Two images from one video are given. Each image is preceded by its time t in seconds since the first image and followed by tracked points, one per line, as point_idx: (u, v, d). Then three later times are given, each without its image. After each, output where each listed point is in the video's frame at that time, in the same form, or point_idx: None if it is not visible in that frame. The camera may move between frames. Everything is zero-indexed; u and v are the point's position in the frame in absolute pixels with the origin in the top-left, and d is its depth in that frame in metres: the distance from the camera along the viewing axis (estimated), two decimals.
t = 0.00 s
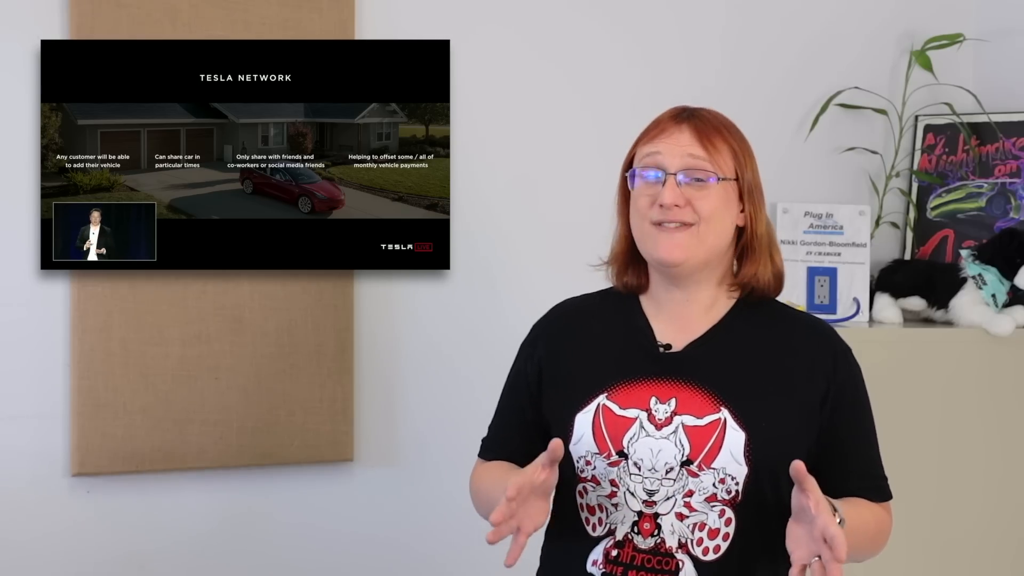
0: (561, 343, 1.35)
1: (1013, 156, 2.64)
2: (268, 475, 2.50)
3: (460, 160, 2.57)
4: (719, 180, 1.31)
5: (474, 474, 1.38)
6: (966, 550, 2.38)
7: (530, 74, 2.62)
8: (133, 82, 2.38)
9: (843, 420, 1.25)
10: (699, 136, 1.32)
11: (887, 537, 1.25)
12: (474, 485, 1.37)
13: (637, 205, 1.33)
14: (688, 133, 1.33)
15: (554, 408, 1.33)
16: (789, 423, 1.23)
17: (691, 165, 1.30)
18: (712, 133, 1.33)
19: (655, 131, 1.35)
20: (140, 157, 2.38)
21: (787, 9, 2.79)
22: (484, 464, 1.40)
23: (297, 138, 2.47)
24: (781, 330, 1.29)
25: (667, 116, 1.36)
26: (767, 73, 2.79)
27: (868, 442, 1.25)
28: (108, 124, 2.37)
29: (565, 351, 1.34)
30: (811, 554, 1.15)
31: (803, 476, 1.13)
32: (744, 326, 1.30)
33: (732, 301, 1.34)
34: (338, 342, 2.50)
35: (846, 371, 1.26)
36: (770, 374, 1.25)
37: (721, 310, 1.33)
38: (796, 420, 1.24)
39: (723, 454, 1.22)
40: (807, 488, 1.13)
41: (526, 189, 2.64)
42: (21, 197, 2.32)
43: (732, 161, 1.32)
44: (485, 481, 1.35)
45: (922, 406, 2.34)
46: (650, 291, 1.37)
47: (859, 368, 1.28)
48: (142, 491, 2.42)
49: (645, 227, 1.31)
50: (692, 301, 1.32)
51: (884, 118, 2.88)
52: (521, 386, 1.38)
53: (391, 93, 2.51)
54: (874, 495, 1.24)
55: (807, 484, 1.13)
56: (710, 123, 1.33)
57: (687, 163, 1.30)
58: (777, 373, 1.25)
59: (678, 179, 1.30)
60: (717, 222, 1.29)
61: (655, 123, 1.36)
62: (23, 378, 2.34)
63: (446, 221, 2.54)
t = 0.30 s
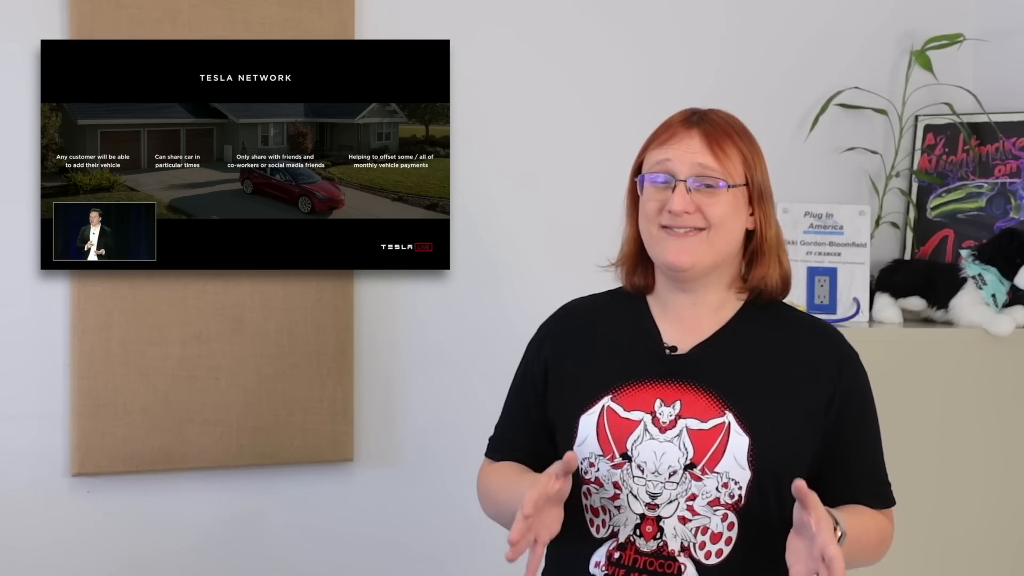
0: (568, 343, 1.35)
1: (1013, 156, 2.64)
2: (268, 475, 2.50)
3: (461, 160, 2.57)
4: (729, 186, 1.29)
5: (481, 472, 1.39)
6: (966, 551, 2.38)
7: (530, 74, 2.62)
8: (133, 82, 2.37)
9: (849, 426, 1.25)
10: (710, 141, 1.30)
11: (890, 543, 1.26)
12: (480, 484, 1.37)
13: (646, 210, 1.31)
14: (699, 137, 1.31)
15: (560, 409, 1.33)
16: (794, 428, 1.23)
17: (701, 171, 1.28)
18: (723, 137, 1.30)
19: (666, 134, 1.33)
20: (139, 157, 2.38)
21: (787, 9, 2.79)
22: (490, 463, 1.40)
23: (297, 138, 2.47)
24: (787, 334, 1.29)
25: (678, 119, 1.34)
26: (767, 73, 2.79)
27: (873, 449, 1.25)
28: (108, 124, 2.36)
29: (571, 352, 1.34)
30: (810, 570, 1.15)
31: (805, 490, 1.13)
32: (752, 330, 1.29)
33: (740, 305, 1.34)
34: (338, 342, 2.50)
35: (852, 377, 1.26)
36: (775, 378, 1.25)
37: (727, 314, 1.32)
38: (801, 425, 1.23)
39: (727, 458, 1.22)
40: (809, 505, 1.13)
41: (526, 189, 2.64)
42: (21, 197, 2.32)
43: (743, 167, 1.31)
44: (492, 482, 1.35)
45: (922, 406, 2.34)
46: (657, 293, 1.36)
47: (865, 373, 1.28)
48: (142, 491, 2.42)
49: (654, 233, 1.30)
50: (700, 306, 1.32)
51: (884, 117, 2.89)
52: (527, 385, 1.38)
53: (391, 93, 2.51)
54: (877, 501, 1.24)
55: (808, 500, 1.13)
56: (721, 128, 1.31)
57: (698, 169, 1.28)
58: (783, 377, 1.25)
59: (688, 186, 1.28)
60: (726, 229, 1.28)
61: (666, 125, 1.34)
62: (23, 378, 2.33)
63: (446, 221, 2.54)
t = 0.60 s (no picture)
0: (573, 344, 1.35)
1: (1013, 156, 2.64)
2: (268, 475, 2.50)
3: (460, 160, 2.57)
4: (739, 192, 1.29)
5: (489, 475, 1.38)
6: (965, 550, 2.38)
7: (529, 74, 2.62)
8: (133, 82, 2.37)
9: (854, 424, 1.25)
10: (719, 148, 1.29)
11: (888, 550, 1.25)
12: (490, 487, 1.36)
13: (654, 215, 1.31)
14: (707, 143, 1.30)
15: (566, 410, 1.33)
16: (799, 428, 1.23)
17: (710, 178, 1.28)
18: (731, 143, 1.30)
19: (674, 139, 1.32)
20: (140, 157, 2.38)
21: (787, 9, 2.79)
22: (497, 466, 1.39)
23: (297, 138, 2.47)
24: (792, 332, 1.29)
25: (686, 122, 1.32)
26: (767, 73, 2.79)
27: (877, 446, 1.25)
28: (108, 124, 2.36)
29: (577, 353, 1.34)
30: None
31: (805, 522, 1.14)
32: (756, 329, 1.29)
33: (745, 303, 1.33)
34: (338, 342, 2.50)
35: (857, 375, 1.26)
36: (780, 377, 1.25)
37: (730, 314, 1.32)
38: (805, 424, 1.24)
39: (732, 458, 1.22)
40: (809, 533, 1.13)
41: (526, 189, 2.63)
42: (21, 197, 2.32)
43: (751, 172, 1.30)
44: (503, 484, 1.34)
45: (922, 406, 2.33)
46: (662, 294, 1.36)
47: (870, 369, 1.28)
48: (142, 490, 2.42)
49: (662, 240, 1.29)
50: (703, 308, 1.31)
51: (884, 118, 2.89)
52: (534, 385, 1.38)
53: (391, 93, 2.51)
54: (881, 497, 1.25)
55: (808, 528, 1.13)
56: (729, 132, 1.30)
57: (706, 176, 1.28)
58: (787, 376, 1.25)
59: (697, 193, 1.28)
60: (735, 235, 1.28)
61: (673, 129, 1.33)
62: (23, 378, 2.33)
63: (446, 221, 2.54)
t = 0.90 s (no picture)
0: (574, 344, 1.35)
1: (1013, 156, 2.64)
2: (268, 475, 2.50)
3: (460, 160, 2.57)
4: (742, 191, 1.29)
5: (497, 477, 1.38)
6: (965, 551, 2.38)
7: (530, 74, 2.62)
8: (133, 82, 2.37)
9: (851, 421, 1.25)
10: (721, 146, 1.29)
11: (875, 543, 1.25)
12: (501, 489, 1.35)
13: (656, 213, 1.31)
14: (711, 142, 1.30)
15: (567, 410, 1.33)
16: (798, 425, 1.23)
17: (714, 176, 1.28)
18: (733, 141, 1.30)
19: (676, 138, 1.32)
20: (140, 157, 2.38)
21: (787, 9, 2.79)
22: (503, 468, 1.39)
23: (297, 138, 2.47)
24: (791, 329, 1.29)
25: (688, 120, 1.32)
26: (767, 73, 2.79)
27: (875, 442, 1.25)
28: (108, 124, 2.36)
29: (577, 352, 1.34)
30: None
31: (774, 533, 1.15)
32: (756, 327, 1.29)
33: (745, 301, 1.33)
34: (338, 342, 2.50)
35: (854, 370, 1.26)
36: (778, 375, 1.25)
37: (730, 312, 1.32)
38: (804, 421, 1.24)
39: (731, 457, 1.22)
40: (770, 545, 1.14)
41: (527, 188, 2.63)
42: (21, 197, 2.32)
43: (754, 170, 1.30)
44: (517, 487, 1.33)
45: (923, 406, 2.33)
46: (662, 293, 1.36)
47: (868, 365, 1.28)
48: (142, 490, 2.42)
49: (664, 238, 1.29)
50: (703, 306, 1.31)
51: (884, 118, 2.89)
52: (534, 385, 1.37)
53: (391, 93, 2.51)
54: (878, 497, 1.24)
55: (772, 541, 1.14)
56: (732, 131, 1.30)
57: (710, 175, 1.28)
58: (785, 373, 1.25)
59: (700, 191, 1.28)
60: (737, 233, 1.28)
61: (676, 128, 1.32)
62: (23, 379, 2.33)
63: (446, 221, 2.54)
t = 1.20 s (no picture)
0: (573, 343, 1.35)
1: (1013, 156, 2.64)
2: (268, 474, 2.50)
3: (460, 160, 2.57)
4: (740, 193, 1.29)
5: (495, 480, 1.37)
6: (965, 551, 2.38)
7: (530, 74, 2.62)
8: (133, 82, 2.37)
9: (849, 419, 1.25)
10: (720, 148, 1.29)
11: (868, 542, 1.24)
12: (499, 498, 1.34)
13: (654, 215, 1.30)
14: (709, 143, 1.30)
15: (564, 410, 1.33)
16: (796, 424, 1.23)
17: (712, 178, 1.28)
18: (732, 143, 1.30)
19: (674, 139, 1.31)
20: (140, 157, 2.39)
21: (787, 9, 2.79)
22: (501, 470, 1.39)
23: (297, 138, 2.47)
24: (788, 328, 1.29)
25: (686, 121, 1.32)
26: (767, 73, 2.79)
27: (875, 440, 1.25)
28: (108, 124, 2.37)
29: (574, 353, 1.34)
30: None
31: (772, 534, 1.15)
32: (753, 326, 1.29)
33: (742, 301, 1.34)
34: (338, 342, 2.50)
35: (853, 369, 1.26)
36: (776, 373, 1.25)
37: (727, 312, 1.32)
38: (802, 419, 1.24)
39: (728, 456, 1.22)
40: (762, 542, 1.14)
41: (527, 187, 2.63)
42: (21, 197, 2.32)
43: (752, 171, 1.30)
44: (517, 496, 1.33)
45: (922, 406, 2.33)
46: (660, 294, 1.36)
47: (865, 361, 1.28)
48: (142, 490, 2.42)
49: (663, 239, 1.29)
50: (700, 307, 1.32)
51: (884, 118, 2.88)
52: (532, 385, 1.37)
53: (391, 93, 2.51)
54: (878, 494, 1.24)
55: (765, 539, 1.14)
56: (730, 133, 1.30)
57: (709, 177, 1.28)
58: (782, 371, 1.25)
59: (699, 194, 1.27)
60: (736, 235, 1.28)
61: (673, 129, 1.32)
62: (23, 379, 2.34)
63: (446, 221, 2.54)
